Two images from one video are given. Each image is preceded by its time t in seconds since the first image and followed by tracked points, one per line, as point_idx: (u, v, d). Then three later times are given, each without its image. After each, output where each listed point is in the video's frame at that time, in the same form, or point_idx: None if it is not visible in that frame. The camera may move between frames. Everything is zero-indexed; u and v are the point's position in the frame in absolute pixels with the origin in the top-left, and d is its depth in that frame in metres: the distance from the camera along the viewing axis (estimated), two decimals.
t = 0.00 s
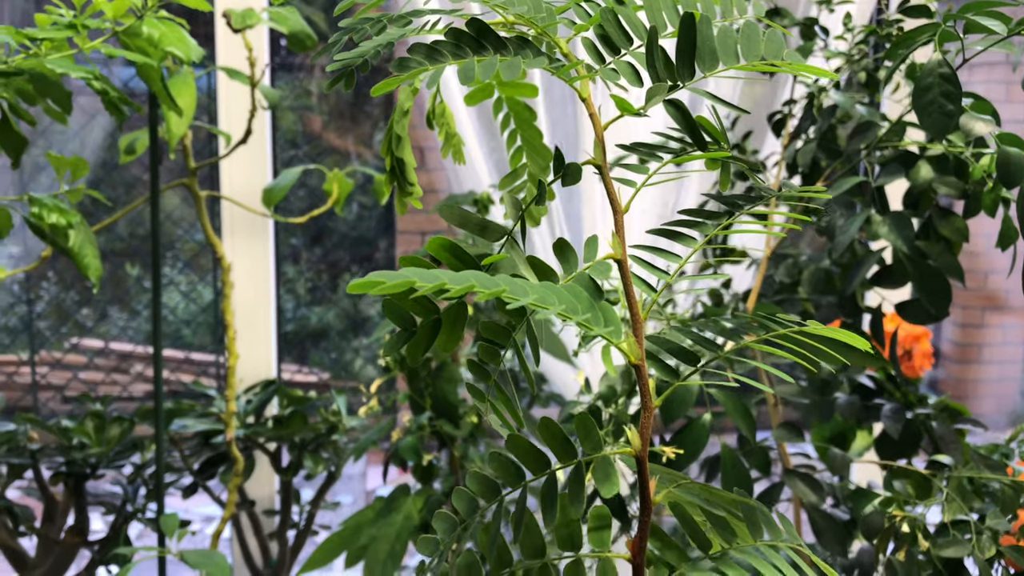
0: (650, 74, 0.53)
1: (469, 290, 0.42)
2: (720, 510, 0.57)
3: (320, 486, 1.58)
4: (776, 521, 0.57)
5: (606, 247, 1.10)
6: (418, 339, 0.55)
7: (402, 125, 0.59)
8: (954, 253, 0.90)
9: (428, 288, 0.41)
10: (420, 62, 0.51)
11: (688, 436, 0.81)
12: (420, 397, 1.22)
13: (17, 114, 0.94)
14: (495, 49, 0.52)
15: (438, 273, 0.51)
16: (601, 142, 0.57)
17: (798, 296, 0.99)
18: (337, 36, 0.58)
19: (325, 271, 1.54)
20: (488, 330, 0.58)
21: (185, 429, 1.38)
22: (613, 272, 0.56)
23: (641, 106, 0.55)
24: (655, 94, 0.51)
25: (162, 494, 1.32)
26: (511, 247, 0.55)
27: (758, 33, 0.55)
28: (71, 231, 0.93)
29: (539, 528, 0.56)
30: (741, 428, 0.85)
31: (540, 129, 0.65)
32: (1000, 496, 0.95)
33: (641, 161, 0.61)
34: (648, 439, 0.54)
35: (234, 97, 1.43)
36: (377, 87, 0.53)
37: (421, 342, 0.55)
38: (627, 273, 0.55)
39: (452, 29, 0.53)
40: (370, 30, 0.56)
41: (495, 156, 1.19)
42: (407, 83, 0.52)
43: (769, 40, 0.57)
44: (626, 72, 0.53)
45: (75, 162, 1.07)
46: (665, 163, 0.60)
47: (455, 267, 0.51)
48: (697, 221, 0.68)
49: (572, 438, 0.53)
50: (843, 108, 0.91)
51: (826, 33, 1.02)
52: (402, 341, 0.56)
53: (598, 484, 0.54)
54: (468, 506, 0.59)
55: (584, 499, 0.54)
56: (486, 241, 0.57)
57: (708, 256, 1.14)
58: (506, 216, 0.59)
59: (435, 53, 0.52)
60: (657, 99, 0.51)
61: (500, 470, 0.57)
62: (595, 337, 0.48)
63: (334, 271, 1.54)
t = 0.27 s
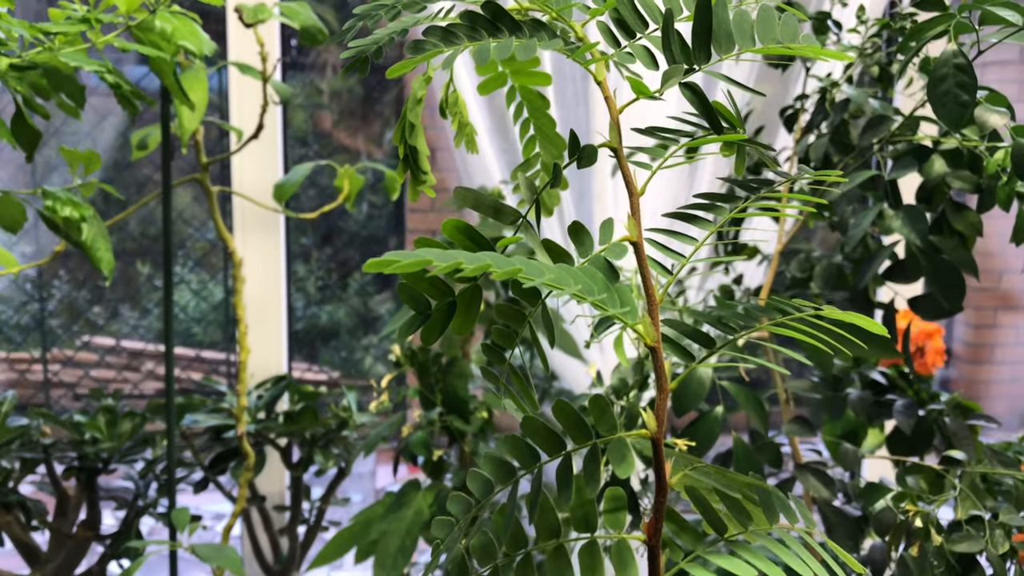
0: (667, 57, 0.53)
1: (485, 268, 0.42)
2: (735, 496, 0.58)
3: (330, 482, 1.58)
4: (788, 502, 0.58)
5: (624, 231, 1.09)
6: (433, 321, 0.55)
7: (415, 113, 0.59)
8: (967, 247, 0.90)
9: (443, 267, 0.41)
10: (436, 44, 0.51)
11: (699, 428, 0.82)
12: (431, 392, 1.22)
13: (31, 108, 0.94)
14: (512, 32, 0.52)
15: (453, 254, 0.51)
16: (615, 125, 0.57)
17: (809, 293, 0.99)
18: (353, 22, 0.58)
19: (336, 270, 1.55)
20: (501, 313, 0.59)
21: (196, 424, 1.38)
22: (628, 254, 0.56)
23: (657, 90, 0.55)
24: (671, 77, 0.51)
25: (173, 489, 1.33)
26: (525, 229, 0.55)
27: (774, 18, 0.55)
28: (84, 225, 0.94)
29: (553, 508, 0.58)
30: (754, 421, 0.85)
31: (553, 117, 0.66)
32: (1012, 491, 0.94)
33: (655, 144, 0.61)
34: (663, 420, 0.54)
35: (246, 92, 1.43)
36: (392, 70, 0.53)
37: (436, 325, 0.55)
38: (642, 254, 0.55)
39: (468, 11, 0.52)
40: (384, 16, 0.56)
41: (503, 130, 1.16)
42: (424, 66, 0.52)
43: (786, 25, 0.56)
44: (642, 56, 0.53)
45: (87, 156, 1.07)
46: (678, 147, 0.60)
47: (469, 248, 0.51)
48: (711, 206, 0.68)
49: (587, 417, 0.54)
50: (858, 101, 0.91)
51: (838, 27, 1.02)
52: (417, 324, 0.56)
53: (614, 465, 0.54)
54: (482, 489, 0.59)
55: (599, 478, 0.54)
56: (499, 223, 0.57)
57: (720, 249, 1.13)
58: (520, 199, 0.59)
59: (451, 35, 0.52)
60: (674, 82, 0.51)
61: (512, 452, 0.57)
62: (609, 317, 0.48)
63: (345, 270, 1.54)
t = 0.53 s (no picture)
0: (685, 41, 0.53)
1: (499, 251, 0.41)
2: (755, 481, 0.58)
3: (340, 479, 1.58)
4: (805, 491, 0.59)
5: (640, 216, 1.08)
6: (447, 308, 0.54)
7: (428, 103, 0.58)
8: (982, 243, 0.89)
9: (457, 250, 0.41)
10: (449, 27, 0.51)
11: (712, 424, 0.81)
12: (441, 388, 1.21)
13: (43, 102, 0.94)
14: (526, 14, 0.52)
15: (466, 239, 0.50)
16: (631, 110, 0.57)
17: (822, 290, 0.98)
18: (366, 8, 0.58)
19: (346, 269, 1.55)
20: (515, 302, 0.59)
21: (207, 421, 1.39)
22: (644, 239, 0.56)
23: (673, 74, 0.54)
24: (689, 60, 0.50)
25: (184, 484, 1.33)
26: (540, 215, 0.55)
27: (791, 3, 0.54)
28: (96, 220, 0.94)
29: (568, 497, 0.57)
30: (768, 417, 0.84)
31: (566, 106, 0.63)
32: None
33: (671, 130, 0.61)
34: (681, 407, 0.54)
35: (257, 89, 1.43)
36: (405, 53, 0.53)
37: (450, 312, 0.54)
38: (659, 240, 0.55)
39: None
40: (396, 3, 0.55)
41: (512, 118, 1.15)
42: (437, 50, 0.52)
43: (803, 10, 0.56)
44: (659, 40, 0.52)
45: (99, 151, 1.07)
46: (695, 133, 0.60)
47: (483, 234, 0.50)
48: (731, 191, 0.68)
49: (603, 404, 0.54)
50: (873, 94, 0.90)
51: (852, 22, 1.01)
52: (430, 311, 0.56)
53: (631, 451, 0.54)
54: (497, 476, 0.59)
55: (615, 465, 0.54)
56: (514, 209, 0.57)
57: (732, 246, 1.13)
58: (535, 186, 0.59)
59: (465, 19, 0.52)
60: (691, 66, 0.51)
61: (530, 440, 0.59)
62: (625, 302, 0.48)
63: (355, 269, 1.54)
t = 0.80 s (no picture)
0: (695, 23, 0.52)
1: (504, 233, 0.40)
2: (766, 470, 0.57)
3: (345, 477, 1.58)
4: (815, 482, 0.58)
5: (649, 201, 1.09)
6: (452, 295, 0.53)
7: (434, 91, 0.58)
8: (993, 239, 0.87)
9: (461, 232, 0.40)
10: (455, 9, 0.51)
11: (721, 419, 0.81)
12: (447, 386, 1.21)
13: (48, 97, 0.94)
14: None
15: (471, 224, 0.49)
16: (641, 94, 0.56)
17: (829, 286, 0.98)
18: None
19: (352, 269, 1.54)
20: (522, 289, 0.59)
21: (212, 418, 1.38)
22: (653, 224, 0.55)
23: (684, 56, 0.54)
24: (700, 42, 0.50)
25: (189, 482, 1.32)
26: (547, 200, 0.54)
27: None
28: (101, 215, 0.93)
29: (576, 488, 0.57)
30: (779, 412, 0.83)
31: (573, 96, 0.61)
32: None
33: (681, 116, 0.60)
34: (691, 395, 0.53)
35: (263, 85, 1.43)
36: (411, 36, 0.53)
37: (454, 301, 0.53)
38: (669, 224, 0.54)
39: None
40: None
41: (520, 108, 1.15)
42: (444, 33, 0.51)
43: None
44: (668, 23, 0.52)
45: (104, 146, 1.07)
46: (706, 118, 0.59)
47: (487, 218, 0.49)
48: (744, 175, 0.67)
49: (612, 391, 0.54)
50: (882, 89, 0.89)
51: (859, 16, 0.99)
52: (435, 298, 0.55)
53: (640, 437, 0.53)
54: (503, 465, 0.60)
55: (623, 453, 0.53)
56: (521, 194, 0.57)
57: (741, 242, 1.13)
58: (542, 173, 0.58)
59: None
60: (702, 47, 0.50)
61: (539, 431, 0.59)
62: (634, 287, 0.47)
63: (361, 268, 1.54)
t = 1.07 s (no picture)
0: None
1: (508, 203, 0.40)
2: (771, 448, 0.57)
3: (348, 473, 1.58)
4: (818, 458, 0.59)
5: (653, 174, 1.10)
6: (454, 272, 0.53)
7: (436, 73, 0.57)
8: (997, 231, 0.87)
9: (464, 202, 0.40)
10: None
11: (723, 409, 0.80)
12: (449, 379, 1.20)
13: (52, 89, 0.94)
14: None
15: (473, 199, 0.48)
16: (644, 69, 0.56)
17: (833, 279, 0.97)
18: None
19: (355, 268, 1.54)
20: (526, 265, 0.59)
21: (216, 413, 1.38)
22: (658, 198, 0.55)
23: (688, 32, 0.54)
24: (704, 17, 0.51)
25: (193, 476, 1.32)
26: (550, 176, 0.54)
27: None
28: (104, 207, 0.93)
29: (578, 463, 0.58)
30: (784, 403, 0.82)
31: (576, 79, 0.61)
32: None
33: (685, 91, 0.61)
34: (694, 371, 0.55)
35: (266, 79, 1.43)
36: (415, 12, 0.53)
37: (456, 278, 0.53)
38: (674, 199, 0.54)
39: None
40: None
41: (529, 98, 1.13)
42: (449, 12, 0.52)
43: None
44: None
45: (108, 138, 1.07)
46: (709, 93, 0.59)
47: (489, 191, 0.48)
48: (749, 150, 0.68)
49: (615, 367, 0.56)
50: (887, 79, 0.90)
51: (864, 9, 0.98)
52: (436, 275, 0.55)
53: (643, 413, 0.56)
54: (505, 442, 0.64)
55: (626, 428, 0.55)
56: (523, 169, 0.57)
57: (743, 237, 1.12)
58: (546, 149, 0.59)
59: None
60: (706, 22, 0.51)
61: (539, 406, 0.59)
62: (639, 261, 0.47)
63: (364, 267, 1.54)
